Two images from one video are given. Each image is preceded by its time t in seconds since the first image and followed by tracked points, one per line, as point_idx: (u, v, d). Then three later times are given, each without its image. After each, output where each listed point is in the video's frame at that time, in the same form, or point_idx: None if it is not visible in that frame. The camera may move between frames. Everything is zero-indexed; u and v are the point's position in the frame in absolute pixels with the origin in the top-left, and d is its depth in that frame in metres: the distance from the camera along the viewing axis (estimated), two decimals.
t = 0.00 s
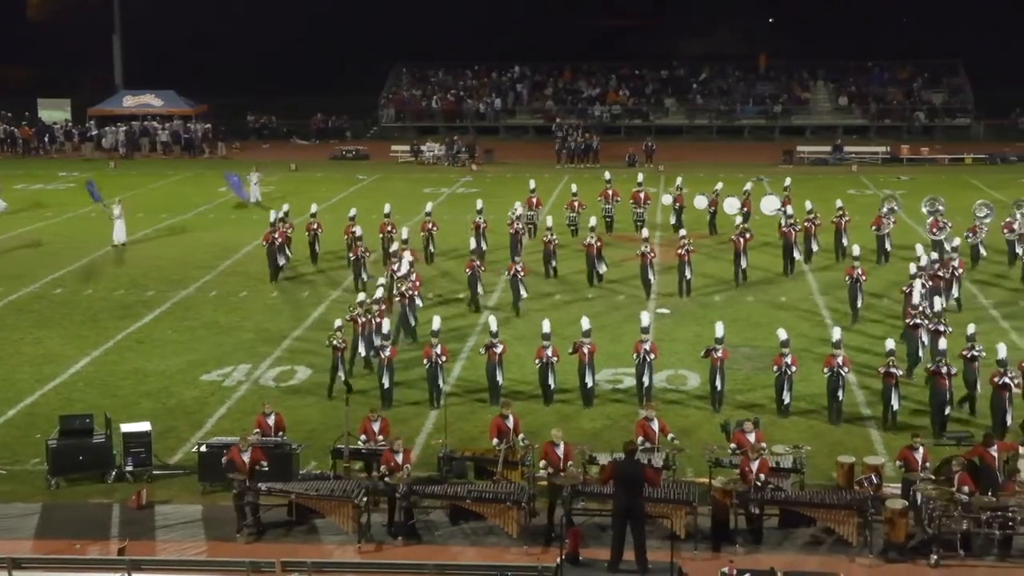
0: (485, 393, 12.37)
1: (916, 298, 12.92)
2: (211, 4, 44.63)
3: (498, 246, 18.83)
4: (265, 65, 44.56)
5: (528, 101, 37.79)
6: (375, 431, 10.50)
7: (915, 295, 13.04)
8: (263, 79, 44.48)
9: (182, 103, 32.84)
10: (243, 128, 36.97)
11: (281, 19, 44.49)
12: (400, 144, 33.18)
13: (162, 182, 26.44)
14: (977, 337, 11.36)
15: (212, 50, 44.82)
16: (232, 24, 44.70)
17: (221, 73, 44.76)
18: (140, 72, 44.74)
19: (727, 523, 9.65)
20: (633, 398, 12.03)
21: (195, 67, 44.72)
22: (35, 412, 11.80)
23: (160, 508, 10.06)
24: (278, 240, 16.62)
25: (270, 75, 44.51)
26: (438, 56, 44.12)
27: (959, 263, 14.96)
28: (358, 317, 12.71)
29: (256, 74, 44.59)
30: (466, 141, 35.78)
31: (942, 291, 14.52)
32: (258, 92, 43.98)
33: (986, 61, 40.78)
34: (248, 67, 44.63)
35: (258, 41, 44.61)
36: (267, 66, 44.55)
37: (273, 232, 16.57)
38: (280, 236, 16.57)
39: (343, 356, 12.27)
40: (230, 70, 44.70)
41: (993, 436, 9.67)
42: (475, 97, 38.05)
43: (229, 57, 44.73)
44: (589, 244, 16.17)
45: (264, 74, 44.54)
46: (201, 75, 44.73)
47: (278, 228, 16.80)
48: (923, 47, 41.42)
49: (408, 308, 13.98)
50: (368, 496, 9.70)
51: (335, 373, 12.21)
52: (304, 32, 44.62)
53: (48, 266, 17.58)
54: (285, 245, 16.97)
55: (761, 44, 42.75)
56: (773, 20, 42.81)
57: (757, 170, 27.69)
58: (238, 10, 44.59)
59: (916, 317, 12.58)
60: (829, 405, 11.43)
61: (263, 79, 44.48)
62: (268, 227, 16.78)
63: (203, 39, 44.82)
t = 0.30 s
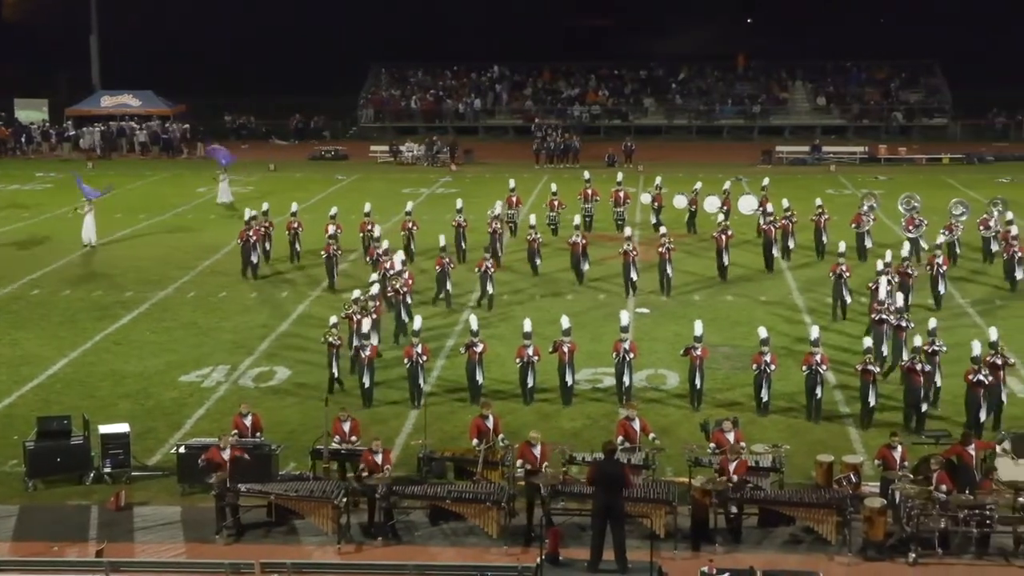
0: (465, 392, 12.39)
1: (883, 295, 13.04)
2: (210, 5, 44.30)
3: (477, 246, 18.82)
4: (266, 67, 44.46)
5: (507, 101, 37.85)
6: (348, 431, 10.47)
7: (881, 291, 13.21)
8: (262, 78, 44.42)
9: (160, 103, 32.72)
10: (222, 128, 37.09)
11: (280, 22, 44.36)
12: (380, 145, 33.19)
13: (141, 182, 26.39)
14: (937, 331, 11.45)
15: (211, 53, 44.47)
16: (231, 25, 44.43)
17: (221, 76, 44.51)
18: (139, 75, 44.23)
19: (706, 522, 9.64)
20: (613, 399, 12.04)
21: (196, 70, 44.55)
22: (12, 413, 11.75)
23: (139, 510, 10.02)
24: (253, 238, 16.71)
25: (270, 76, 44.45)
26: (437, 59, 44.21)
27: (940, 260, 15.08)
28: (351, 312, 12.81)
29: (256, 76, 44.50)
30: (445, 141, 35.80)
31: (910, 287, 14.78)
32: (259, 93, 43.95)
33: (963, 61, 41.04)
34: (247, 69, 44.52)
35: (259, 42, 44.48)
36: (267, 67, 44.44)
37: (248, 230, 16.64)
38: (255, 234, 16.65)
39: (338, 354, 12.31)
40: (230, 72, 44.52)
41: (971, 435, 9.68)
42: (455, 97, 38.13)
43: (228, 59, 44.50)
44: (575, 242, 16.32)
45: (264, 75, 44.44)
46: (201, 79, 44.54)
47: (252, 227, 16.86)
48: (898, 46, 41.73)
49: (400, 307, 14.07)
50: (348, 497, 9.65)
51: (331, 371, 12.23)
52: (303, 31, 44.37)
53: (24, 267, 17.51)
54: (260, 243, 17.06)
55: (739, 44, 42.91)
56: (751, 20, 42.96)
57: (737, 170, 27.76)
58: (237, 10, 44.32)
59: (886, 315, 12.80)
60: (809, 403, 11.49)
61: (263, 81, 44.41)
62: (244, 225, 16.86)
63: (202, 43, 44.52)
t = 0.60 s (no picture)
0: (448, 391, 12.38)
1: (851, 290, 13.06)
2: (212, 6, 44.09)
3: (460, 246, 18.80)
4: (267, 66, 44.06)
5: (489, 100, 37.84)
6: (325, 431, 10.42)
7: (849, 287, 13.25)
8: (262, 77, 44.03)
9: (141, 103, 32.65)
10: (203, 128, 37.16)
11: (278, 22, 44.19)
12: (362, 145, 33.15)
13: (123, 182, 26.34)
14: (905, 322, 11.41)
15: (210, 54, 44.09)
16: (231, 28, 44.15)
17: (221, 75, 44.09)
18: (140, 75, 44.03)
19: (688, 522, 9.60)
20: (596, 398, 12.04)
21: (197, 67, 44.10)
22: None
23: (121, 511, 9.99)
24: (230, 236, 16.75)
25: (271, 74, 44.05)
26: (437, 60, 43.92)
27: (927, 259, 15.09)
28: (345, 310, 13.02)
29: (256, 75, 44.08)
30: (427, 141, 35.78)
31: (891, 284, 14.96)
32: (258, 93, 43.68)
33: (943, 61, 41.17)
34: (247, 68, 44.07)
35: (258, 42, 44.04)
36: (267, 65, 44.03)
37: (224, 228, 16.69)
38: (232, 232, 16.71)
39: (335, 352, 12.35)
40: (231, 71, 44.11)
41: (953, 434, 9.67)
42: (437, 97, 38.14)
43: (229, 58, 44.10)
44: (562, 240, 16.49)
45: (264, 74, 44.07)
46: (201, 78, 44.18)
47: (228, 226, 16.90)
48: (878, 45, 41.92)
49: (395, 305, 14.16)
50: (331, 498, 9.60)
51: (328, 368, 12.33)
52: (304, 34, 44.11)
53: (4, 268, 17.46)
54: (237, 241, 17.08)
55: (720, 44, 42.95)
56: (733, 21, 42.99)
57: (719, 169, 27.77)
58: (233, 10, 44.18)
59: (851, 309, 12.82)
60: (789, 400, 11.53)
61: (264, 80, 44.00)
62: (220, 224, 16.89)
63: (203, 42, 44.10)
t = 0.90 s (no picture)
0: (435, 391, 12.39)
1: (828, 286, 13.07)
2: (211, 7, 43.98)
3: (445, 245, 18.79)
4: (268, 66, 43.93)
5: (474, 100, 37.83)
6: (312, 431, 10.37)
7: (826, 283, 13.29)
8: (263, 78, 43.87)
9: (125, 103, 32.57)
10: (188, 128, 37.12)
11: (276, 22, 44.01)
12: (347, 145, 33.13)
13: (107, 182, 26.31)
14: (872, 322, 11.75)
15: (209, 53, 43.93)
16: (230, 29, 44.05)
17: (221, 75, 43.98)
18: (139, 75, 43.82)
19: (674, 522, 9.58)
20: (581, 398, 12.05)
21: (196, 67, 43.93)
22: None
23: (106, 512, 9.96)
24: (212, 234, 16.91)
25: (271, 73, 43.92)
26: (437, 60, 43.89)
27: (919, 256, 15.13)
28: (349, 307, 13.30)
29: (256, 75, 43.96)
30: (413, 141, 35.76)
31: (883, 279, 15.14)
32: (258, 92, 43.49)
33: (928, 62, 41.34)
34: (247, 68, 43.92)
35: (258, 42, 43.88)
36: (267, 66, 43.90)
37: (206, 225, 16.87)
38: (213, 230, 16.88)
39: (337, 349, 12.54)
40: (231, 72, 43.99)
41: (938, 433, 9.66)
42: (423, 97, 38.17)
43: (230, 58, 43.97)
44: (552, 237, 16.62)
45: (264, 74, 43.92)
46: (201, 77, 44.02)
47: (209, 224, 17.02)
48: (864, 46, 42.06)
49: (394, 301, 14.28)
50: (317, 498, 9.55)
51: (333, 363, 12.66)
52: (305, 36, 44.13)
53: None
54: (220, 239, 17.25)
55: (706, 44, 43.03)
56: (718, 21, 43.03)
57: (705, 169, 27.78)
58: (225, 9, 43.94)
59: (827, 305, 12.82)
60: (773, 397, 11.59)
61: (264, 80, 43.87)
62: (202, 222, 17.06)
63: (202, 42, 43.93)
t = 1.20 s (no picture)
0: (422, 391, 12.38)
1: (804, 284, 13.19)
2: (212, 7, 43.95)
3: (430, 246, 18.78)
4: (268, 65, 43.83)
5: (460, 100, 37.81)
6: (300, 432, 10.34)
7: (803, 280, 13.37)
8: (263, 78, 43.76)
9: (111, 103, 32.53)
10: (173, 129, 37.08)
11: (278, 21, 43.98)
12: (334, 146, 33.11)
13: (92, 183, 26.27)
14: (840, 319, 11.92)
15: (208, 53, 43.93)
16: (230, 29, 43.98)
17: (222, 76, 43.91)
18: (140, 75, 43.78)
19: (661, 521, 9.58)
20: (568, 397, 12.05)
21: (196, 67, 43.90)
22: None
23: (91, 514, 9.94)
24: (192, 232, 17.12)
25: (272, 73, 43.82)
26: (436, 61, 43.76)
27: (909, 255, 15.23)
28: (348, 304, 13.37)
29: (256, 75, 43.85)
30: (400, 141, 35.72)
31: (874, 276, 15.28)
32: (258, 93, 43.42)
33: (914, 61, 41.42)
34: (247, 68, 43.84)
35: (259, 42, 43.84)
36: (268, 66, 43.79)
37: (187, 224, 17.06)
38: (195, 228, 17.08)
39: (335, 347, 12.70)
40: (231, 72, 43.92)
41: (923, 431, 9.68)
42: (409, 97, 38.13)
43: (230, 58, 43.92)
44: (541, 236, 16.66)
45: (265, 73, 43.83)
46: (200, 77, 43.97)
47: (190, 222, 17.19)
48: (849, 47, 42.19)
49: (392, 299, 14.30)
50: (303, 498, 9.52)
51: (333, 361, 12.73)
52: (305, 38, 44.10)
53: None
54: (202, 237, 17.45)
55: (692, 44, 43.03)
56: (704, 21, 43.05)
57: (690, 170, 27.83)
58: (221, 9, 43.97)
59: (800, 302, 13.00)
60: (759, 396, 11.61)
61: (264, 80, 43.77)
62: (183, 220, 17.25)
63: (202, 42, 43.87)
